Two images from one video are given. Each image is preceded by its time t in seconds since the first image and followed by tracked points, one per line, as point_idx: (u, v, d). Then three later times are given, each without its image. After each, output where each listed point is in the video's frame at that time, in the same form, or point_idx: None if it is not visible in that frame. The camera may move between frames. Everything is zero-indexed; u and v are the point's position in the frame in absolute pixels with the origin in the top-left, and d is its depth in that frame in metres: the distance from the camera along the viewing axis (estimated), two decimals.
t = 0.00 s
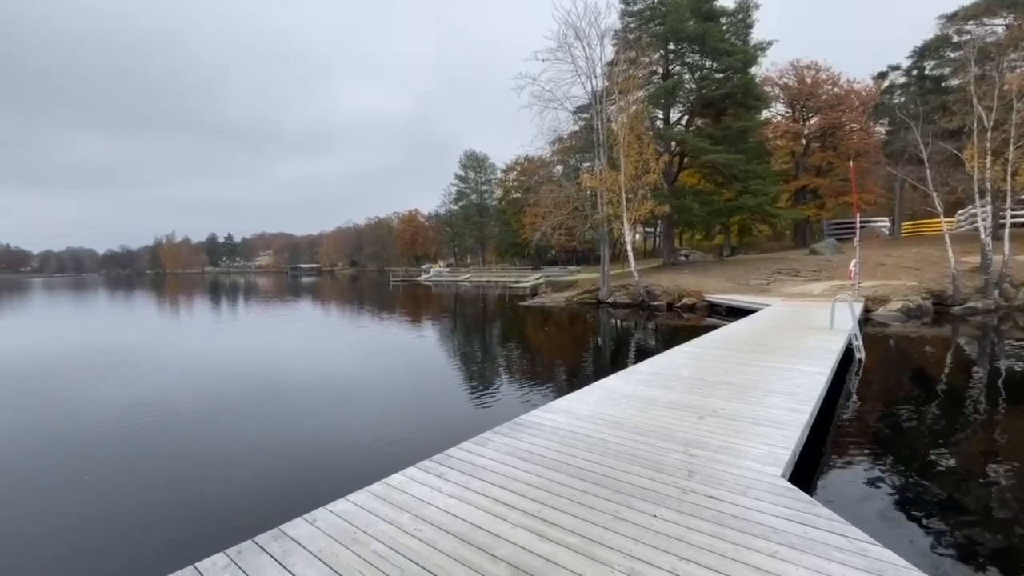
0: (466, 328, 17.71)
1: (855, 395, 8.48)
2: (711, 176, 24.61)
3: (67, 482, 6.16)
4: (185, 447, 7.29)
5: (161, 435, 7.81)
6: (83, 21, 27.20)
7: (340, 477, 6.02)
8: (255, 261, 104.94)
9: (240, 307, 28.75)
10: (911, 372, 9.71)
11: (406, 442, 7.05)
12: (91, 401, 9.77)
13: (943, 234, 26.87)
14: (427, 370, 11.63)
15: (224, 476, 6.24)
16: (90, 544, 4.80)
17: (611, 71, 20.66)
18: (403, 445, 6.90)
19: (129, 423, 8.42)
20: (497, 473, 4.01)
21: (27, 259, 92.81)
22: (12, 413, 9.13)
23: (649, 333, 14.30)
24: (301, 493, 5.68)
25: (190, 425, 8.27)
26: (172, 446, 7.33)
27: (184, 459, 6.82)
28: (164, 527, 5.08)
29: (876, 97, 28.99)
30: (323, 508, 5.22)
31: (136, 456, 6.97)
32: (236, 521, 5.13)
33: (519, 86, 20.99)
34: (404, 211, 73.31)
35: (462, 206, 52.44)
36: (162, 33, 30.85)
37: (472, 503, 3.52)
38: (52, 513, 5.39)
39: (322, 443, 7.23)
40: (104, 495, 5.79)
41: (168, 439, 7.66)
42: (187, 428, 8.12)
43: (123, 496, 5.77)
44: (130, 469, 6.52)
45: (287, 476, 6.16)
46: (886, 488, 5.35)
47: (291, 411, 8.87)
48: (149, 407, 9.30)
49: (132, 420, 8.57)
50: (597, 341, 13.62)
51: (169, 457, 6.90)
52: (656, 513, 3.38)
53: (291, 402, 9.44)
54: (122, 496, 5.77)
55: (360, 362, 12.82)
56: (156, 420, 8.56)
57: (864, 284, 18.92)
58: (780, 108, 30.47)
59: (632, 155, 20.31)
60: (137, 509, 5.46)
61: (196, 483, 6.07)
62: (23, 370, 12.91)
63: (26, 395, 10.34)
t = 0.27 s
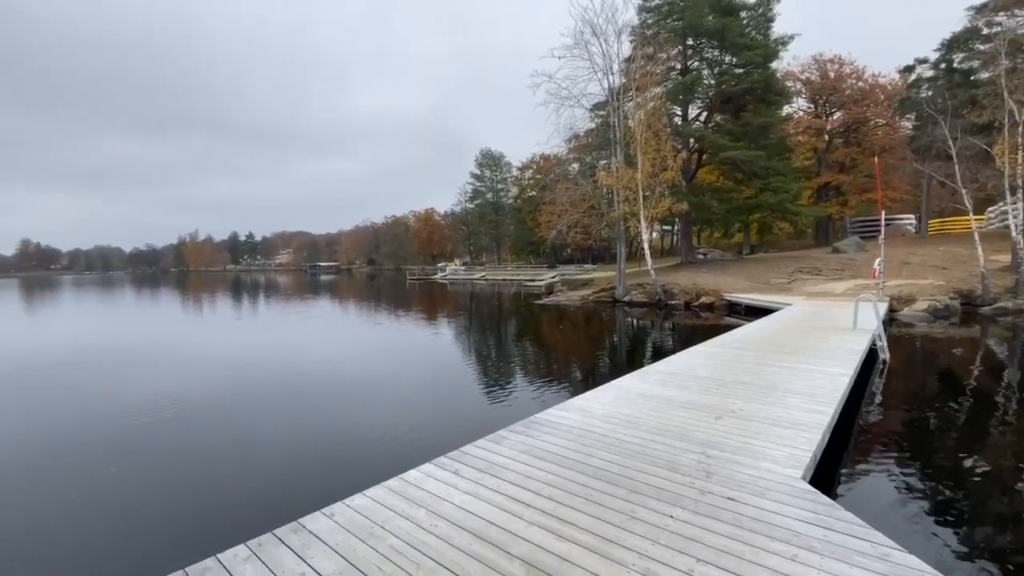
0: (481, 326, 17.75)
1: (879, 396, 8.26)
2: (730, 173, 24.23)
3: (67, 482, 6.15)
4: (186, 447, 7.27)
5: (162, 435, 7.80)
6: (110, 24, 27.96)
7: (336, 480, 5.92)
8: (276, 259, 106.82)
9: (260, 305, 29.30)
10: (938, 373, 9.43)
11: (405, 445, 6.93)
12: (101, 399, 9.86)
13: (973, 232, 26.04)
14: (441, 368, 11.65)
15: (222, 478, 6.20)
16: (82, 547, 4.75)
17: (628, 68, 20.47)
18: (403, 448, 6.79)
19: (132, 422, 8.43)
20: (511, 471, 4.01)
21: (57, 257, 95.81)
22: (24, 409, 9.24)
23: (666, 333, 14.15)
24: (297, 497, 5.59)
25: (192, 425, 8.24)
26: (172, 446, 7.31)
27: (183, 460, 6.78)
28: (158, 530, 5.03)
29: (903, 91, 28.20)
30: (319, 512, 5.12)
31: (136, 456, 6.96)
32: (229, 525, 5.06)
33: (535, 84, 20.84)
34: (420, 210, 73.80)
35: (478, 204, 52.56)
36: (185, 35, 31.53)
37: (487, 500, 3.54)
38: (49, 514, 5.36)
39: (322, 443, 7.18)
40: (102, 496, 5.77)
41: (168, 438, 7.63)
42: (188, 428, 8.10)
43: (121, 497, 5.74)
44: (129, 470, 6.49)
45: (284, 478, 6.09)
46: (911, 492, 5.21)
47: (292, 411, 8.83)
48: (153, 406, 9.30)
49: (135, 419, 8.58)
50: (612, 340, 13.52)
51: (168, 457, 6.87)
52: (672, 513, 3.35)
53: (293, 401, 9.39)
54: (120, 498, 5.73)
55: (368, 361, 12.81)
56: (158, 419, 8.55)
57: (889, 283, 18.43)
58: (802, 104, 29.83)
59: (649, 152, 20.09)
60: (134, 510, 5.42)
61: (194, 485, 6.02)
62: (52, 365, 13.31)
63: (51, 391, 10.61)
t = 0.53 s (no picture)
0: (498, 325, 17.77)
1: (904, 399, 8.05)
2: (750, 171, 23.82)
3: (73, 483, 6.18)
4: (190, 446, 7.26)
5: (166, 435, 7.80)
6: (116, 23, 27.99)
7: (338, 483, 5.85)
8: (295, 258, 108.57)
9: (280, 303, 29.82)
10: (967, 375, 9.15)
11: (408, 447, 6.84)
12: (114, 397, 10.00)
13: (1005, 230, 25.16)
14: (456, 367, 11.68)
15: (225, 479, 6.17)
16: (82, 550, 4.74)
17: (645, 65, 20.26)
18: (408, 450, 6.69)
19: (139, 422, 8.46)
20: (527, 470, 4.01)
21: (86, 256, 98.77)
22: (39, 408, 9.40)
23: (684, 333, 13.98)
24: (297, 500, 5.53)
25: (197, 424, 8.26)
26: (177, 446, 7.31)
27: (187, 460, 6.78)
28: (156, 532, 4.99)
29: (930, 85, 27.37)
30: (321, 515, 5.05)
31: (141, 456, 6.97)
32: (228, 528, 5.01)
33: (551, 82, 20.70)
34: (437, 209, 74.22)
35: (494, 203, 52.63)
36: (196, 35, 31.75)
37: (503, 498, 3.54)
38: (52, 516, 5.38)
39: (324, 445, 7.12)
40: (106, 497, 5.78)
41: (174, 438, 7.65)
42: (193, 428, 8.10)
43: (124, 498, 5.74)
44: (133, 470, 6.50)
45: (285, 480, 6.04)
46: (937, 498, 5.07)
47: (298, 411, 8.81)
48: (161, 406, 9.34)
49: (143, 419, 8.62)
50: (629, 340, 13.43)
51: (172, 458, 6.86)
52: (690, 515, 3.30)
53: (301, 401, 9.39)
54: (123, 499, 5.73)
55: (380, 360, 12.83)
56: (165, 418, 8.59)
57: (916, 283, 17.93)
58: (825, 99, 29.15)
59: (668, 150, 19.84)
60: (136, 511, 5.42)
61: (197, 485, 6.01)
62: (80, 362, 13.72)
63: (72, 388, 10.86)
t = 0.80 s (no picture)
0: (513, 324, 17.78)
1: (931, 402, 7.82)
2: (771, 169, 23.40)
3: (76, 482, 6.21)
4: (195, 446, 7.28)
5: (172, 434, 7.82)
6: (137, 27, 28.60)
7: (339, 486, 5.81)
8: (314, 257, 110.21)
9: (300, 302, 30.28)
10: (997, 378, 8.87)
11: (413, 449, 6.79)
12: (124, 396, 10.09)
13: None
14: (470, 367, 11.69)
15: (227, 479, 6.16)
16: (80, 551, 4.74)
17: (664, 62, 20.04)
18: (412, 452, 6.63)
19: (146, 421, 8.52)
20: (543, 470, 3.99)
21: (114, 255, 101.77)
22: (50, 407, 9.51)
23: (702, 333, 13.81)
24: (297, 503, 5.48)
25: (203, 424, 8.28)
26: (181, 445, 7.33)
27: (190, 460, 6.79)
28: (155, 534, 4.98)
29: (959, 80, 26.54)
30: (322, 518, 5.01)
31: (146, 455, 7.00)
32: (227, 531, 4.98)
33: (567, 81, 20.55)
34: (453, 209, 74.57)
35: (510, 203, 52.66)
36: (195, 35, 31.56)
37: (519, 498, 3.54)
38: (54, 515, 5.38)
39: (328, 446, 7.11)
40: (109, 497, 5.80)
41: (179, 437, 7.68)
42: (199, 427, 8.13)
43: (127, 498, 5.75)
44: (137, 470, 6.52)
45: (287, 481, 6.02)
46: (964, 504, 4.93)
47: (303, 411, 8.81)
48: (169, 405, 9.40)
49: (149, 418, 8.67)
50: (646, 340, 13.31)
51: (176, 457, 6.88)
52: (708, 518, 3.25)
53: (312, 400, 9.43)
54: (125, 498, 5.74)
55: (390, 360, 12.84)
56: (172, 418, 8.64)
57: (943, 284, 17.42)
58: (848, 96, 28.47)
59: (686, 148, 19.57)
60: (137, 512, 5.42)
61: (199, 486, 6.01)
62: (105, 359, 14.07)
63: (93, 385, 11.08)
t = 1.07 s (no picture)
0: (530, 325, 17.75)
1: (961, 407, 7.58)
2: (793, 167, 22.96)
3: (78, 483, 6.23)
4: (197, 446, 7.29)
5: (176, 434, 7.85)
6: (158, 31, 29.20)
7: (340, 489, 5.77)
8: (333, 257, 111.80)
9: (319, 301, 30.69)
10: None
11: (415, 452, 6.73)
12: (131, 396, 10.16)
13: None
14: (486, 367, 11.69)
15: (229, 481, 6.16)
16: (78, 554, 4.73)
17: (683, 60, 19.80)
18: (419, 454, 6.59)
19: (150, 421, 8.54)
20: (560, 471, 3.98)
21: (141, 256, 104.59)
22: (58, 406, 9.58)
23: (722, 335, 13.58)
24: (302, 505, 5.47)
25: (206, 424, 8.30)
26: (184, 446, 7.33)
27: (193, 460, 6.79)
28: (153, 537, 4.96)
29: (991, 75, 25.69)
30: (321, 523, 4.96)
31: (149, 455, 7.02)
32: (225, 534, 4.95)
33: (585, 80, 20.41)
34: (470, 210, 74.83)
35: (527, 203, 52.62)
36: (206, 37, 31.60)
37: (536, 498, 3.53)
38: (54, 517, 5.40)
39: (331, 447, 7.09)
40: (110, 498, 5.80)
41: (182, 438, 7.69)
42: (204, 427, 8.15)
43: (128, 500, 5.76)
44: (139, 471, 6.53)
45: (287, 484, 6.00)
46: (997, 513, 4.76)
47: (308, 411, 8.81)
48: (175, 405, 9.44)
49: (155, 418, 8.71)
50: (664, 342, 13.14)
51: (179, 458, 6.89)
52: (728, 523, 3.20)
53: (323, 400, 9.46)
54: (126, 500, 5.75)
55: (399, 361, 12.85)
56: (177, 418, 8.67)
57: (974, 285, 16.85)
58: (874, 92, 27.78)
59: (706, 147, 19.27)
60: (138, 513, 5.42)
61: (199, 487, 6.00)
62: (128, 357, 14.40)
63: (112, 384, 11.30)
